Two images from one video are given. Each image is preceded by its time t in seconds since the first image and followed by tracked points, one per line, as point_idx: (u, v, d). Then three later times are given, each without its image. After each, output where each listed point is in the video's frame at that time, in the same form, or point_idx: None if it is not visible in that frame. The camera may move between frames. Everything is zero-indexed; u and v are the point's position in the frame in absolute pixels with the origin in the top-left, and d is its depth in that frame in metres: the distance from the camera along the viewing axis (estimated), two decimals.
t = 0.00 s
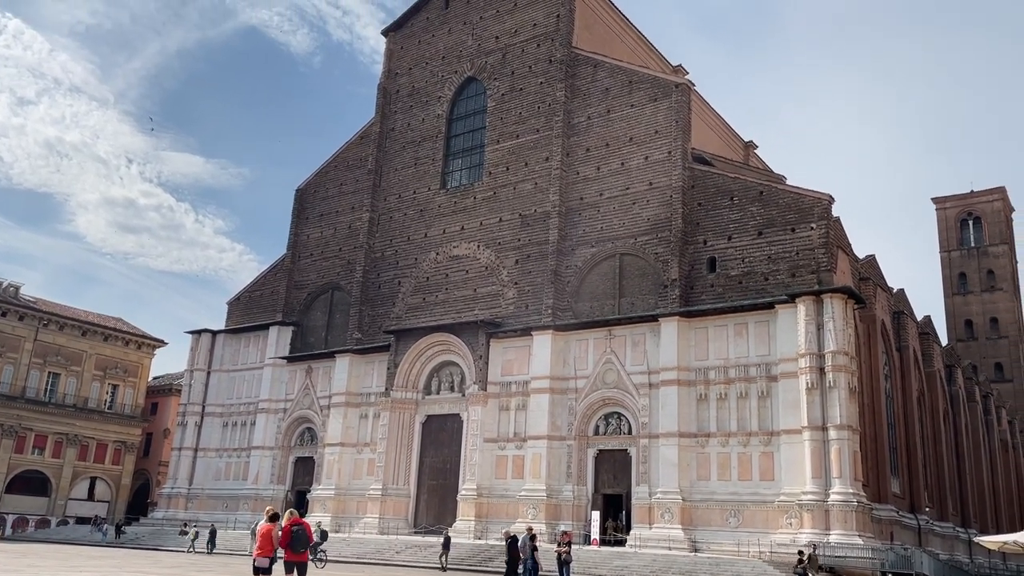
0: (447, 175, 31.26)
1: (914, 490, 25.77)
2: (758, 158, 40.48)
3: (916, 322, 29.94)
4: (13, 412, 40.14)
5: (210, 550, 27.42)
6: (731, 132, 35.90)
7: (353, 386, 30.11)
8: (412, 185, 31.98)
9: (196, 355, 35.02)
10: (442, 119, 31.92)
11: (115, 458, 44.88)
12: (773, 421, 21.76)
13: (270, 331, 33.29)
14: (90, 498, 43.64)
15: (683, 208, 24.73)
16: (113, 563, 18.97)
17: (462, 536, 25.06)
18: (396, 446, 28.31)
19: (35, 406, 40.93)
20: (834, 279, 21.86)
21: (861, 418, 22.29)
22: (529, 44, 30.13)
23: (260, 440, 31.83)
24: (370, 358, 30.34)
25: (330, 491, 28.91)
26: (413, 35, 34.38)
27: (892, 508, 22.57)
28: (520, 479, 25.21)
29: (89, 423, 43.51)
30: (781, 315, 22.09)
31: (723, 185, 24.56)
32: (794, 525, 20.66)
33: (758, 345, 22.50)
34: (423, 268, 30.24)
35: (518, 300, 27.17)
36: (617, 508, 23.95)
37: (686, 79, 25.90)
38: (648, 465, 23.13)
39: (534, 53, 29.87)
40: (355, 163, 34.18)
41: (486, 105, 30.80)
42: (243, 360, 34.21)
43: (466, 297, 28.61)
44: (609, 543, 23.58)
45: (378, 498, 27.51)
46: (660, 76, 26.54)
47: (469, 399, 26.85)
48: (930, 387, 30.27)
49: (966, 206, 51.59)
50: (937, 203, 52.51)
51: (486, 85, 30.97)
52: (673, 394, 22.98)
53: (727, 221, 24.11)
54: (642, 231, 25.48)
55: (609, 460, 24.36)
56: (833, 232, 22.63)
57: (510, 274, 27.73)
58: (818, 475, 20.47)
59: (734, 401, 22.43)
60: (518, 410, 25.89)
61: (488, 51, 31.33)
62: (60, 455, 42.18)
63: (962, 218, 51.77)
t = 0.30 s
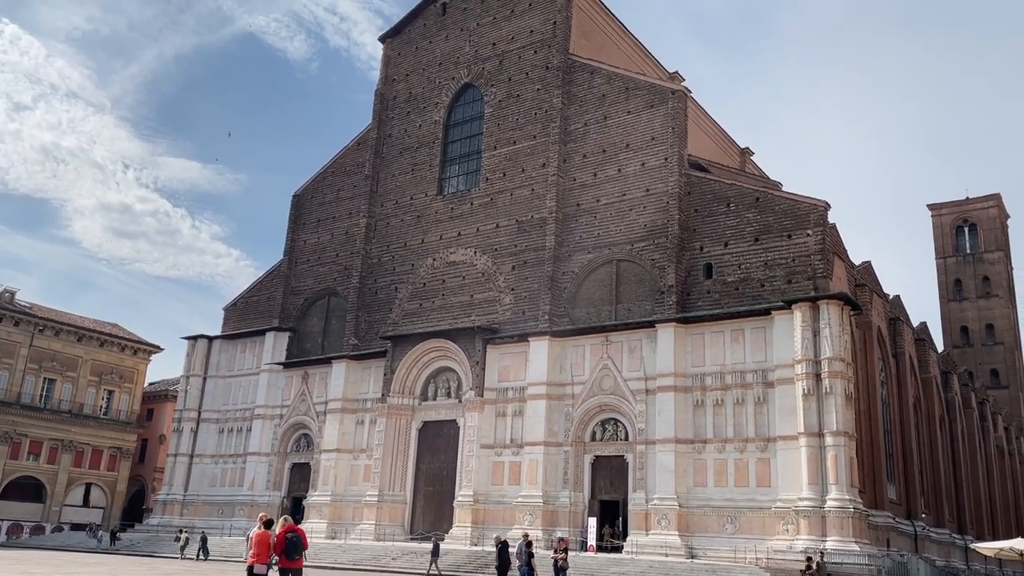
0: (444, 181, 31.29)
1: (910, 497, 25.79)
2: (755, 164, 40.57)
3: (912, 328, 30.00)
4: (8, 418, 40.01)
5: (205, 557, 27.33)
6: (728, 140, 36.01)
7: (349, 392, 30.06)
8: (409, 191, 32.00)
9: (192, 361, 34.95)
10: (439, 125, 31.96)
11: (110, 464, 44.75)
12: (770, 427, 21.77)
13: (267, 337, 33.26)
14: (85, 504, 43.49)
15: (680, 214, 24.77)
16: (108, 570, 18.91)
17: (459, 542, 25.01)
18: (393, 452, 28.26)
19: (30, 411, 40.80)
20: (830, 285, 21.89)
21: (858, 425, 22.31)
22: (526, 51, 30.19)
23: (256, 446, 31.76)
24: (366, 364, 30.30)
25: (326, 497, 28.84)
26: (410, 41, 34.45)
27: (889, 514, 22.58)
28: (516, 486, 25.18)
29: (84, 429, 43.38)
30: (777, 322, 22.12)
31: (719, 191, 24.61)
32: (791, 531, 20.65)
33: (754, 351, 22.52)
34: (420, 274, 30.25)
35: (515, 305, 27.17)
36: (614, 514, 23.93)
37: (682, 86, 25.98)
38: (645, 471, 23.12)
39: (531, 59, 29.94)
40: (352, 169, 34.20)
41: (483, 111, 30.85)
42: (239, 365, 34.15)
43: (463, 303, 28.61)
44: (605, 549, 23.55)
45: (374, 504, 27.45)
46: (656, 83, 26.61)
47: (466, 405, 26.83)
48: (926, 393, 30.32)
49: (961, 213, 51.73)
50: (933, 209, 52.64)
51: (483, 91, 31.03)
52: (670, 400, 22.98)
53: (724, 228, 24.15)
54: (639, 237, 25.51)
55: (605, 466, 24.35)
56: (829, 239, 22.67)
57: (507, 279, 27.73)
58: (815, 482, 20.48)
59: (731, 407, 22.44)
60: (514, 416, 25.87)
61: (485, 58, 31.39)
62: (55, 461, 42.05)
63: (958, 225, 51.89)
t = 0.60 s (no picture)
0: (441, 187, 31.30)
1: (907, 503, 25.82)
2: (751, 171, 40.69)
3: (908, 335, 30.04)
4: (3, 423, 39.86)
5: (200, 564, 27.21)
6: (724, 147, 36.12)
7: (346, 398, 30.01)
8: (406, 198, 32.00)
9: (188, 367, 34.87)
10: (436, 131, 31.99)
11: (105, 471, 44.62)
12: (767, 433, 21.77)
13: (263, 343, 33.21)
14: (80, 511, 43.32)
15: (676, 221, 24.80)
16: None
17: (455, 549, 24.93)
18: (389, 458, 28.19)
19: (25, 417, 40.66)
20: (826, 291, 21.92)
21: (854, 431, 22.32)
22: (523, 58, 30.25)
23: (252, 452, 31.67)
24: (363, 370, 30.26)
25: (322, 504, 28.76)
26: (407, 48, 34.51)
27: (885, 521, 22.58)
28: (513, 492, 25.13)
29: (79, 435, 43.24)
30: (774, 328, 22.14)
31: (716, 198, 24.66)
32: (787, 538, 20.62)
33: (751, 357, 22.53)
34: (416, 280, 30.22)
35: (511, 311, 27.16)
36: (610, 521, 23.89)
37: (679, 93, 26.04)
38: (641, 478, 23.09)
39: (528, 66, 29.99)
40: (349, 175, 34.20)
41: (480, 118, 30.89)
42: (235, 371, 34.09)
43: (460, 309, 28.58)
44: (602, 556, 23.50)
45: (370, 511, 27.37)
46: (652, 90, 26.68)
47: (463, 411, 26.78)
48: (922, 400, 30.35)
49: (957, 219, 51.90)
50: (928, 216, 52.79)
51: (480, 98, 31.07)
52: (667, 406, 22.97)
53: (720, 234, 24.18)
54: (635, 243, 25.54)
55: (602, 472, 24.33)
56: (826, 245, 22.72)
57: (504, 285, 27.73)
58: (811, 488, 20.46)
59: (727, 413, 22.44)
60: (511, 422, 25.84)
61: (482, 64, 31.43)
62: (50, 468, 41.91)
63: (953, 232, 52.05)
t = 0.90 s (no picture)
0: (437, 193, 31.31)
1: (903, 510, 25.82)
2: (747, 177, 40.78)
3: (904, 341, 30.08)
4: None
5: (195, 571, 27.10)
6: (720, 153, 36.19)
7: (342, 404, 29.95)
8: (402, 203, 32.01)
9: (184, 373, 34.79)
10: (432, 137, 32.02)
11: (100, 477, 44.49)
12: (763, 440, 21.76)
13: (259, 349, 33.16)
14: (75, 517, 43.16)
15: (673, 227, 24.83)
16: None
17: (451, 556, 24.86)
18: (385, 464, 28.14)
19: (20, 423, 40.52)
20: (822, 298, 21.95)
21: (850, 437, 22.32)
22: (520, 64, 30.30)
23: (248, 458, 31.59)
24: (359, 376, 30.21)
25: (318, 510, 28.66)
26: (404, 54, 34.55)
27: (882, 527, 22.57)
28: (509, 499, 25.08)
29: (74, 441, 43.12)
30: (770, 334, 22.16)
31: (712, 204, 24.69)
32: (784, 544, 20.60)
33: (747, 363, 22.54)
34: (413, 285, 30.21)
35: (508, 317, 27.14)
36: (607, 527, 23.84)
37: (675, 99, 26.11)
38: (638, 484, 23.05)
39: (524, 72, 30.04)
40: (346, 181, 34.20)
41: (476, 124, 30.92)
42: (231, 377, 34.02)
43: (456, 315, 28.57)
44: (598, 563, 23.46)
45: (365, 518, 27.29)
46: (649, 96, 26.74)
47: (459, 417, 26.74)
48: (918, 406, 30.38)
49: (952, 226, 52.05)
50: (924, 222, 52.93)
51: (477, 104, 31.10)
52: (664, 412, 22.95)
53: (717, 240, 24.21)
54: (632, 249, 25.55)
55: (599, 478, 24.29)
56: (822, 251, 22.76)
57: (500, 291, 27.72)
58: (808, 494, 20.46)
59: (724, 419, 22.43)
60: (507, 429, 25.81)
61: (479, 70, 31.48)
62: (45, 474, 41.75)
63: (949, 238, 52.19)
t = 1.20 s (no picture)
0: (434, 199, 31.32)
1: (899, 516, 25.81)
2: (743, 183, 40.87)
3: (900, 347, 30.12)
4: None
5: None
6: (716, 160, 36.27)
7: (337, 411, 29.89)
8: (399, 209, 32.01)
9: (179, 378, 34.70)
10: (429, 143, 32.03)
11: (94, 483, 44.34)
12: (759, 446, 21.77)
13: (255, 354, 33.10)
14: (69, 524, 42.97)
15: (669, 233, 24.86)
16: None
17: (447, 562, 24.80)
18: (381, 470, 28.08)
19: (14, 429, 40.36)
20: (818, 304, 21.97)
21: (846, 443, 22.33)
22: (517, 70, 30.34)
23: (243, 465, 31.51)
24: (355, 382, 30.15)
25: (313, 516, 28.57)
26: (401, 60, 34.58)
27: (878, 534, 22.58)
28: (505, 505, 25.04)
29: (69, 447, 42.97)
30: (766, 340, 22.17)
31: (708, 210, 24.73)
32: (780, 551, 20.58)
33: (743, 369, 22.56)
34: (409, 291, 30.20)
35: (504, 323, 27.12)
36: (603, 534, 23.79)
37: (671, 106, 26.16)
38: (634, 490, 23.02)
39: (521, 78, 30.09)
40: (342, 186, 34.20)
41: (473, 130, 30.95)
42: (227, 383, 33.94)
43: (453, 320, 28.55)
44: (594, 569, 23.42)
45: (361, 524, 27.21)
46: (645, 103, 26.80)
47: (455, 423, 26.70)
48: (914, 412, 30.42)
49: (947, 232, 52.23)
50: (919, 228, 53.08)
51: (474, 110, 31.14)
52: (660, 418, 22.95)
53: (713, 246, 24.24)
54: (628, 255, 25.57)
55: (595, 484, 24.26)
56: (817, 258, 22.79)
57: (497, 297, 27.71)
58: (804, 501, 20.45)
59: (720, 426, 22.43)
60: (503, 434, 25.78)
61: (476, 77, 31.53)
62: (39, 480, 41.57)
63: (944, 244, 52.36)
